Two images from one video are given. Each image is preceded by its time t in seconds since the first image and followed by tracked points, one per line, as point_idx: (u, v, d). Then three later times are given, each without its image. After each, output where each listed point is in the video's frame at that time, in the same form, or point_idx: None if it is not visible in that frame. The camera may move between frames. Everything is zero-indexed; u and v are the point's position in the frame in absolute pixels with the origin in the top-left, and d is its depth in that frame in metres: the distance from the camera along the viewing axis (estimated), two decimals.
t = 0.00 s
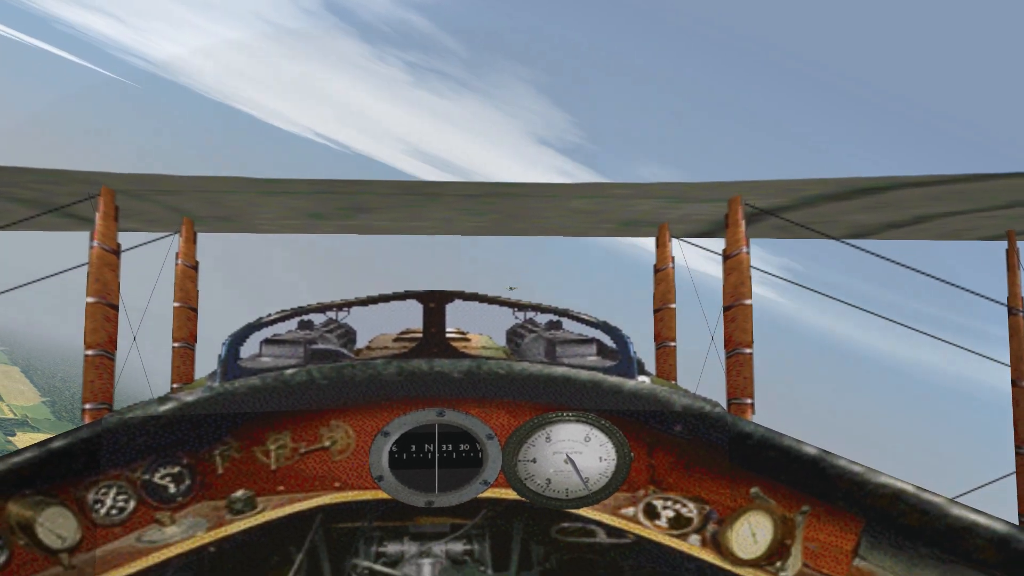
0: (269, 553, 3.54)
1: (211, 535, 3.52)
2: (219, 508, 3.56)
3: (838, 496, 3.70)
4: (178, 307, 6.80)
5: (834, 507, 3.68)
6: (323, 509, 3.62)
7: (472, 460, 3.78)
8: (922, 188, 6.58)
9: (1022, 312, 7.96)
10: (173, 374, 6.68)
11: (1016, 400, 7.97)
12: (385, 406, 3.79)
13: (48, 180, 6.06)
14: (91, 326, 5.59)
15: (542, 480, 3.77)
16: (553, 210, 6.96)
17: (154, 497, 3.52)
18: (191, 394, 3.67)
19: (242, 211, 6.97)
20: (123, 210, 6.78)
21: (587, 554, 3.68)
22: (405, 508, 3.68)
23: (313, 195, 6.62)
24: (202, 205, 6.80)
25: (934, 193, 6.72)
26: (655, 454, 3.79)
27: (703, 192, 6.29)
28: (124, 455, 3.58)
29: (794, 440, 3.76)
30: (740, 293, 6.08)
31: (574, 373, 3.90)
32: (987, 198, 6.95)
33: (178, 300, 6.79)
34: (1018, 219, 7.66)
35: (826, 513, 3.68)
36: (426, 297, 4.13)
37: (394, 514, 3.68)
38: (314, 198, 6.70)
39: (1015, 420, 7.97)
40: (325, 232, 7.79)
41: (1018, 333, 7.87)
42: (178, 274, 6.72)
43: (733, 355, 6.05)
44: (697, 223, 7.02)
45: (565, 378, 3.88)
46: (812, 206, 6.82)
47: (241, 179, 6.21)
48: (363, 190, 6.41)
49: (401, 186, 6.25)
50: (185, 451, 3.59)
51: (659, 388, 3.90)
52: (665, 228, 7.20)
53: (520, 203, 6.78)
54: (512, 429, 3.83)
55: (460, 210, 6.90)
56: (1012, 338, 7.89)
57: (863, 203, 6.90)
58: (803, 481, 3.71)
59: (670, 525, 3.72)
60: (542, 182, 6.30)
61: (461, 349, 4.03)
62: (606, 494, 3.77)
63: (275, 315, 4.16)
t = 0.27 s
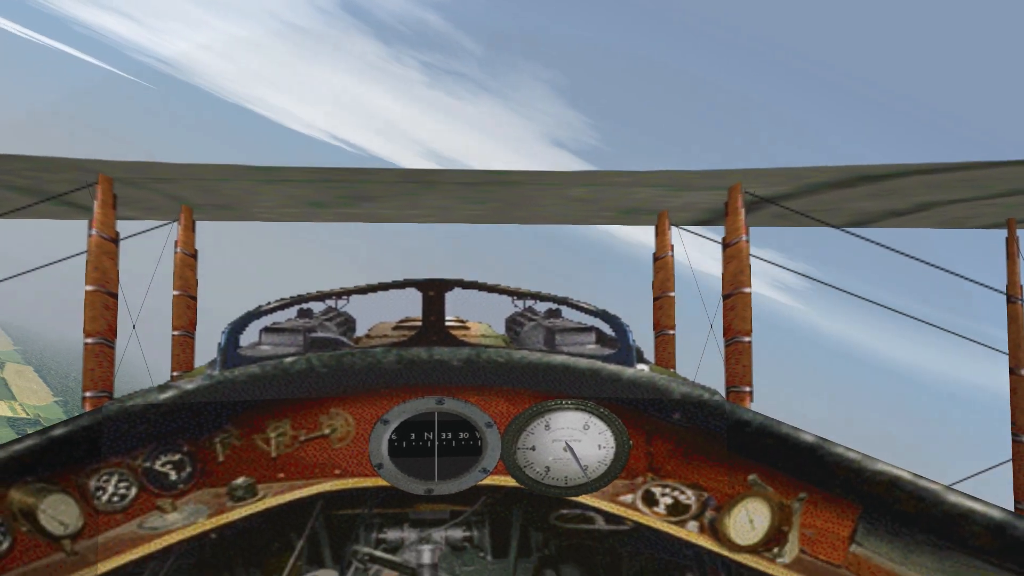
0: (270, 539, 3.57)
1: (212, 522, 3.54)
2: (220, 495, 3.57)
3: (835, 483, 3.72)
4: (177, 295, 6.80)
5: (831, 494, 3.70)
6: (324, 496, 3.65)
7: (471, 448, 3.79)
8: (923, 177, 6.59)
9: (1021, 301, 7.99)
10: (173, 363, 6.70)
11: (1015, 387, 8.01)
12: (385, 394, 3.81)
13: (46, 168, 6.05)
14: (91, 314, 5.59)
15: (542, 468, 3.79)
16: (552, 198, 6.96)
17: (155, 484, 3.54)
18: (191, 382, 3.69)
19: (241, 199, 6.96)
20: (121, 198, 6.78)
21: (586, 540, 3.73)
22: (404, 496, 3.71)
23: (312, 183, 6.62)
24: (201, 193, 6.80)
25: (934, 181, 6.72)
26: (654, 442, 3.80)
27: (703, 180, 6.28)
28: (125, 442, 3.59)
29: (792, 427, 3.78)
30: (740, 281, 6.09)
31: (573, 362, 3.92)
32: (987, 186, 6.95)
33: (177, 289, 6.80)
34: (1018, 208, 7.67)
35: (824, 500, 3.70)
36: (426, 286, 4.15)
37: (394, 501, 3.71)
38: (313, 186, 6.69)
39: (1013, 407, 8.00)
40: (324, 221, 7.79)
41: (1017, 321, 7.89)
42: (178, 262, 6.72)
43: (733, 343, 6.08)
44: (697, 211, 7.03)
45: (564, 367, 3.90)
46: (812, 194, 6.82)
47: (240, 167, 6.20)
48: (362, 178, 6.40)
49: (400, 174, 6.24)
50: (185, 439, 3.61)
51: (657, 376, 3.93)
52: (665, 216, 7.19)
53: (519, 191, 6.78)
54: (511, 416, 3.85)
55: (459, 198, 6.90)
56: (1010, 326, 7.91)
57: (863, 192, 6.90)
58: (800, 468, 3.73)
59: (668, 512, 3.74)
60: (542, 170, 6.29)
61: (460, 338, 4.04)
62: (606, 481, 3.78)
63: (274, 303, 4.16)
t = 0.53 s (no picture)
0: (268, 531, 3.60)
1: (211, 514, 3.55)
2: (218, 488, 3.58)
3: (832, 475, 3.73)
4: (175, 288, 6.82)
5: (827, 486, 3.72)
6: (321, 488, 3.66)
7: (469, 440, 3.79)
8: (921, 169, 6.59)
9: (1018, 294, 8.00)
10: (171, 355, 6.70)
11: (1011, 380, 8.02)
12: (383, 386, 3.81)
13: (42, 159, 6.03)
14: (88, 307, 5.59)
15: (539, 461, 3.80)
16: (550, 190, 6.95)
17: (153, 476, 3.55)
18: (189, 375, 3.69)
19: (238, 191, 6.95)
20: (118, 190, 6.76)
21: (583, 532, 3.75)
22: (402, 488, 3.71)
23: (309, 175, 6.60)
24: (198, 185, 6.78)
25: (933, 174, 6.73)
26: (651, 435, 3.82)
27: (701, 173, 6.28)
28: (123, 435, 3.60)
29: (788, 420, 3.79)
30: (737, 274, 6.09)
31: (571, 354, 3.93)
32: (985, 179, 6.96)
33: (174, 282, 6.80)
34: (1016, 201, 7.68)
35: (820, 492, 3.72)
36: (423, 279, 4.16)
37: (391, 494, 3.71)
38: (311, 178, 6.68)
39: (1010, 400, 8.03)
40: (321, 213, 7.78)
41: (1013, 314, 7.91)
42: (175, 255, 6.71)
43: (730, 337, 6.07)
44: (695, 204, 7.02)
45: (562, 359, 3.91)
46: (810, 186, 6.82)
47: (237, 159, 6.18)
48: (360, 170, 6.39)
49: (397, 166, 6.23)
50: (184, 431, 3.61)
51: (654, 368, 3.94)
52: (662, 209, 7.18)
53: (517, 184, 6.77)
54: (509, 409, 3.86)
55: (457, 190, 6.89)
56: (1007, 319, 7.94)
57: (861, 184, 6.90)
58: (797, 461, 3.75)
59: (665, 504, 3.75)
60: (540, 163, 6.28)
61: (458, 331, 4.03)
62: (603, 473, 3.79)
63: (271, 296, 4.17)
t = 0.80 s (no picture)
0: (264, 531, 3.57)
1: (207, 513, 3.54)
2: (215, 487, 3.58)
3: (828, 474, 3.74)
4: (171, 287, 6.83)
5: (823, 485, 3.72)
6: (318, 488, 3.65)
7: (465, 439, 3.79)
8: (916, 169, 6.60)
9: (1013, 293, 8.02)
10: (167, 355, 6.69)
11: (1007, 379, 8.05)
12: (379, 385, 3.81)
13: (38, 158, 6.02)
14: (84, 306, 5.58)
15: (536, 460, 3.80)
16: (547, 189, 6.95)
17: (149, 476, 3.53)
18: (185, 374, 3.70)
19: (234, 191, 6.94)
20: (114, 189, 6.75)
21: (579, 531, 3.73)
22: (399, 488, 3.71)
23: (306, 174, 6.59)
24: (194, 185, 6.77)
25: (928, 174, 6.74)
26: (648, 433, 3.83)
27: (697, 172, 6.28)
28: (119, 434, 3.60)
29: (784, 419, 3.81)
30: (733, 273, 6.09)
31: (567, 354, 3.93)
32: (981, 179, 6.97)
33: (170, 281, 6.79)
34: (1012, 201, 7.69)
35: (816, 491, 3.72)
36: (420, 278, 4.16)
37: (388, 492, 3.71)
38: (307, 177, 6.67)
39: (1005, 399, 8.04)
40: (318, 212, 7.77)
41: (1008, 314, 7.93)
42: (171, 254, 6.71)
43: (726, 336, 6.10)
44: (691, 203, 7.03)
45: (558, 359, 3.92)
46: (807, 186, 6.83)
47: (233, 158, 6.17)
48: (357, 170, 6.38)
49: (394, 165, 6.23)
50: (180, 431, 3.61)
51: (650, 367, 3.96)
52: (659, 208, 7.16)
53: (514, 183, 6.77)
54: (505, 409, 3.86)
55: (454, 190, 6.89)
56: (1002, 318, 7.96)
57: (857, 184, 6.91)
58: (793, 459, 3.76)
59: (661, 503, 3.76)
60: (536, 162, 6.29)
61: (455, 330, 4.03)
62: (599, 473, 3.80)
63: (268, 295, 4.17)
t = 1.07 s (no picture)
0: (261, 538, 3.57)
1: (204, 520, 3.53)
2: (212, 494, 3.56)
3: (826, 481, 3.73)
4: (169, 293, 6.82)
5: (822, 491, 3.71)
6: (315, 495, 3.64)
7: (463, 446, 3.79)
8: (913, 175, 6.60)
9: (1010, 298, 8.03)
10: (164, 360, 6.67)
11: (1004, 385, 8.05)
12: (377, 392, 3.80)
13: (35, 165, 6.02)
14: (81, 313, 5.57)
15: (534, 467, 3.79)
16: (545, 196, 6.95)
17: (146, 483, 3.52)
18: (182, 381, 3.67)
19: (232, 197, 6.94)
20: (112, 196, 6.74)
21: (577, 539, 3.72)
22: (397, 494, 3.71)
23: (303, 180, 6.59)
24: (191, 191, 6.76)
25: (925, 180, 6.74)
26: (646, 440, 3.82)
27: (695, 179, 6.28)
28: (115, 441, 3.57)
29: (783, 425, 3.79)
30: (730, 280, 6.09)
31: (565, 360, 3.93)
32: (978, 185, 6.98)
33: (167, 287, 6.77)
34: (1008, 206, 7.70)
35: (815, 497, 3.71)
36: (418, 284, 4.15)
37: (385, 499, 3.70)
38: (305, 183, 6.66)
39: (1003, 404, 8.05)
40: (316, 218, 7.77)
41: (1006, 319, 7.94)
42: (169, 260, 6.70)
43: (724, 342, 6.08)
44: (689, 209, 7.03)
45: (556, 365, 3.91)
46: (804, 192, 6.84)
47: (231, 164, 6.17)
48: (354, 176, 6.38)
49: (391, 172, 6.22)
50: (177, 438, 3.59)
51: (648, 374, 3.95)
52: (656, 214, 7.16)
53: (511, 190, 6.77)
54: (503, 415, 3.85)
55: (451, 196, 6.89)
56: (999, 324, 7.96)
57: (854, 190, 6.92)
58: (791, 466, 3.75)
59: (659, 510, 3.75)
60: (534, 168, 6.29)
61: (453, 336, 4.04)
62: (597, 479, 3.79)
63: (265, 301, 4.16)
